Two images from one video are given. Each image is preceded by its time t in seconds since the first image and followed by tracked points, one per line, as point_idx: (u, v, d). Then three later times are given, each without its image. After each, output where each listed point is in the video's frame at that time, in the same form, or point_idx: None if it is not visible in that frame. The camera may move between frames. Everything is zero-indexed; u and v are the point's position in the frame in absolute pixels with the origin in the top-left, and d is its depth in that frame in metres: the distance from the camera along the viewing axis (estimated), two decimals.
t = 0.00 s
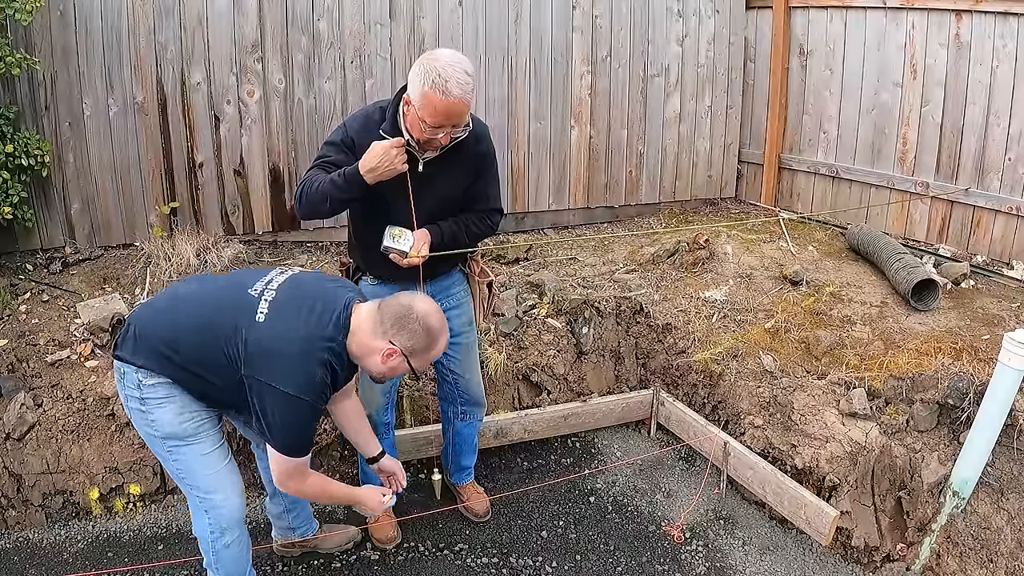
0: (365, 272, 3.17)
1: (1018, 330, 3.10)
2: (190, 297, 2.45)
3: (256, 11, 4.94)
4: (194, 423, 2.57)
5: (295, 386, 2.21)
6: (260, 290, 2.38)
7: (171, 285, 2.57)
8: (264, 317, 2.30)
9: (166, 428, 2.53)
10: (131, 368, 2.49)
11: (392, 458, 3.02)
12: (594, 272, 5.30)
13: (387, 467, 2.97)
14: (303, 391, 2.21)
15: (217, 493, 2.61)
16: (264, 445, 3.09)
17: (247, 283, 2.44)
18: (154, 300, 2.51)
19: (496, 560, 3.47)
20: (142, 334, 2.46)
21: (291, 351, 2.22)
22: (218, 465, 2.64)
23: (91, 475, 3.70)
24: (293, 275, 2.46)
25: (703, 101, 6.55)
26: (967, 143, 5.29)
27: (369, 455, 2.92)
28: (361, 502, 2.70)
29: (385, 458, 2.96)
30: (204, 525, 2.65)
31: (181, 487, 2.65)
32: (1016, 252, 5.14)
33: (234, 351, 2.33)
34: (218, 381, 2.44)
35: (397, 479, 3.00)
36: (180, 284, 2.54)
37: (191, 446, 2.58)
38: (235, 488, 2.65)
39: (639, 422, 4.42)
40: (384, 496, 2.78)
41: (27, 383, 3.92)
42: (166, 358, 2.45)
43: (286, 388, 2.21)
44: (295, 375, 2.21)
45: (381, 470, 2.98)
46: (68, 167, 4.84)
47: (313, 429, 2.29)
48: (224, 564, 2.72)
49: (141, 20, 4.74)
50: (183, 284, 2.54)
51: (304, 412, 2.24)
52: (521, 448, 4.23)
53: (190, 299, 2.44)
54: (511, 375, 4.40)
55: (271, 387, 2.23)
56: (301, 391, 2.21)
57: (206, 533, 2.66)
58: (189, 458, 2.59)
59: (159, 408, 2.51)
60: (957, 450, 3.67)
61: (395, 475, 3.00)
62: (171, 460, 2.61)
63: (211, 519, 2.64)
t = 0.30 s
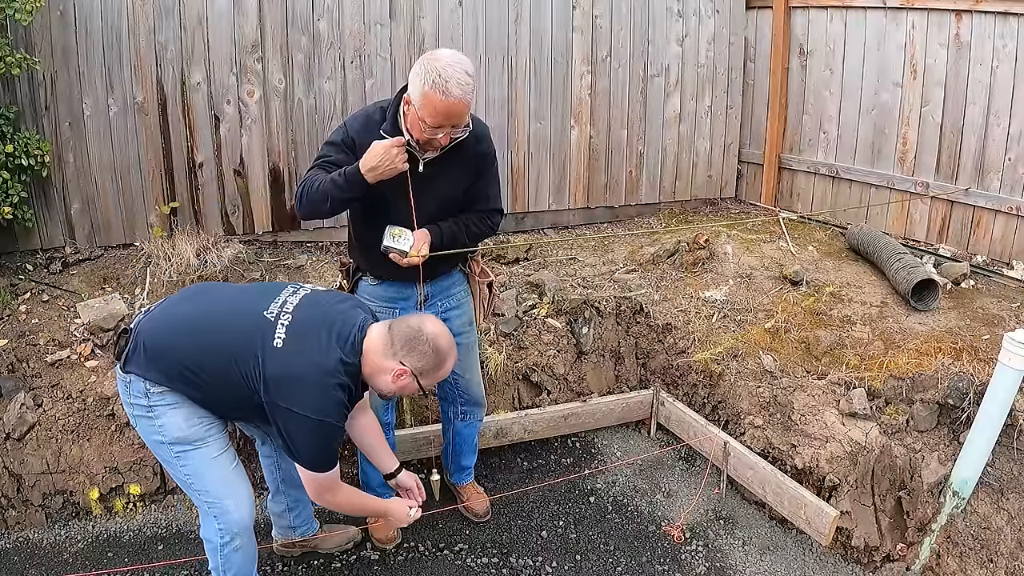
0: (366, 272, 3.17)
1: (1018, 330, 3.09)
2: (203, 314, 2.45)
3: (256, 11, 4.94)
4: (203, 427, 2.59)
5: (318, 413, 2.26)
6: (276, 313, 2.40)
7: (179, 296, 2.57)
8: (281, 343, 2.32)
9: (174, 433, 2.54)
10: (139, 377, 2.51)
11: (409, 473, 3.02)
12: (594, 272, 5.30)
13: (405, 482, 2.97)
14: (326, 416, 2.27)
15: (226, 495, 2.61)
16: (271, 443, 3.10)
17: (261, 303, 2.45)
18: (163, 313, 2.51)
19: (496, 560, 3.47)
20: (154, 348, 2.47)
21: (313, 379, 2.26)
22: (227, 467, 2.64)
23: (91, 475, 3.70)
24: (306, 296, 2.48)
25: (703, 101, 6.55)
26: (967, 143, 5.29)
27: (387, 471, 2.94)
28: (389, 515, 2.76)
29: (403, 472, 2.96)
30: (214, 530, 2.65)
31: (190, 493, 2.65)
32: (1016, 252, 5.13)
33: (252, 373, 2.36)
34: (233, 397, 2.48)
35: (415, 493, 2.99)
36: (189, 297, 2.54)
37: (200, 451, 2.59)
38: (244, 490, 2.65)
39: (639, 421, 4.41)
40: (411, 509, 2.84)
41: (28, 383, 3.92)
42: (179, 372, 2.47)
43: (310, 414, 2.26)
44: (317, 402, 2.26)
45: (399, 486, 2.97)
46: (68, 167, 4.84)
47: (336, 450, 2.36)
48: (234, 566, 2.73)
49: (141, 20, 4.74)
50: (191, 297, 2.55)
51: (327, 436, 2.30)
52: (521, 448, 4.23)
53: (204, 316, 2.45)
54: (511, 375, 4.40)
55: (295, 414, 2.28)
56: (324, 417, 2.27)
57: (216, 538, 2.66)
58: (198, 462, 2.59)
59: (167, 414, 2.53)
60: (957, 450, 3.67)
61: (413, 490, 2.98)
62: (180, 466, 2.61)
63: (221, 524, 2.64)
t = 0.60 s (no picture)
0: (366, 273, 3.17)
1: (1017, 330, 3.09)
2: (210, 324, 2.45)
3: (256, 11, 4.94)
4: (208, 428, 2.60)
5: (331, 428, 2.29)
6: (284, 326, 2.39)
7: (184, 302, 2.56)
8: (291, 359, 2.33)
9: (178, 435, 2.54)
10: (143, 382, 2.52)
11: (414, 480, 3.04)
12: (594, 272, 5.30)
13: (411, 489, 2.99)
14: (339, 431, 2.30)
15: (231, 496, 2.61)
16: (275, 441, 3.11)
17: (269, 314, 2.45)
18: (168, 321, 2.50)
19: (496, 560, 3.47)
20: (160, 356, 2.47)
21: (324, 396, 2.28)
22: (232, 468, 2.65)
23: (91, 475, 3.70)
24: (314, 307, 2.48)
25: (703, 101, 6.55)
26: (966, 143, 5.29)
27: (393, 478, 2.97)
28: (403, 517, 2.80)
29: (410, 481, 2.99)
30: (219, 531, 2.65)
31: (194, 495, 2.66)
32: (1016, 252, 5.14)
33: (262, 386, 2.37)
34: (241, 406, 2.49)
35: (423, 499, 3.00)
36: (194, 303, 2.53)
37: (204, 453, 2.59)
38: (249, 490, 2.65)
39: (639, 422, 4.41)
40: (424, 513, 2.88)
41: (27, 383, 3.92)
42: (186, 380, 2.48)
43: (322, 429, 2.29)
44: (329, 418, 2.29)
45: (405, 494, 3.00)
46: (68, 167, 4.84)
47: (349, 462, 2.40)
48: (239, 567, 2.72)
49: (141, 20, 4.74)
50: (195, 302, 2.55)
51: (340, 450, 2.34)
52: (520, 448, 4.23)
53: (211, 326, 2.45)
54: (511, 375, 4.40)
55: (307, 429, 2.31)
56: (337, 431, 2.30)
57: (220, 539, 2.65)
58: (203, 462, 2.60)
59: (171, 416, 2.54)
60: (957, 450, 3.66)
61: (420, 497, 2.99)
62: (184, 468, 2.62)
63: (225, 525, 2.63)
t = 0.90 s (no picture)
0: (366, 273, 3.17)
1: (1018, 330, 3.09)
2: (215, 331, 2.45)
3: (256, 11, 4.94)
4: (212, 428, 2.60)
5: (337, 437, 2.31)
6: (289, 335, 2.39)
7: (187, 306, 2.55)
8: (297, 368, 2.33)
9: (181, 436, 2.54)
10: (146, 386, 2.52)
11: (417, 482, 3.06)
12: (594, 272, 5.30)
13: (415, 490, 3.01)
14: (345, 440, 2.32)
15: (235, 496, 2.60)
16: (278, 440, 3.11)
17: (273, 321, 2.45)
18: (172, 326, 2.50)
19: (496, 560, 3.47)
20: (164, 361, 2.47)
21: (329, 404, 2.29)
22: (235, 468, 2.65)
23: (91, 475, 3.70)
24: (318, 314, 2.47)
25: (703, 101, 6.55)
26: (966, 143, 5.29)
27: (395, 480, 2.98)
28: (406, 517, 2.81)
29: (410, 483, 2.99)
30: (222, 532, 2.64)
31: (198, 496, 2.65)
32: (1016, 252, 5.14)
33: (267, 395, 2.38)
34: (246, 412, 2.50)
35: (425, 500, 3.03)
36: (198, 307, 2.53)
37: (207, 454, 2.59)
38: (253, 491, 2.64)
39: (639, 422, 4.41)
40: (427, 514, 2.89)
41: (28, 383, 3.92)
42: (190, 386, 2.48)
43: (329, 437, 2.31)
44: (335, 427, 2.30)
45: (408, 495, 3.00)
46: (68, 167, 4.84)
47: (355, 469, 2.42)
48: (242, 568, 2.71)
49: (141, 20, 4.74)
50: (198, 306, 2.55)
51: (346, 457, 2.36)
52: (520, 448, 4.23)
53: (215, 333, 2.44)
54: (511, 375, 4.40)
55: (313, 438, 2.32)
56: (343, 440, 2.32)
57: (224, 540, 2.65)
58: (206, 462, 2.60)
59: (175, 417, 2.54)
60: (957, 450, 3.66)
61: (424, 496, 3.02)
62: (187, 470, 2.62)
63: (228, 526, 2.63)
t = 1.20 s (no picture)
0: (365, 272, 3.17)
1: (1017, 330, 3.09)
2: (220, 332, 2.45)
3: (256, 11, 4.94)
4: (216, 428, 2.60)
5: (344, 438, 2.32)
6: (295, 337, 2.39)
7: (191, 307, 2.55)
8: (303, 370, 2.33)
9: (185, 436, 2.54)
10: (150, 386, 2.52)
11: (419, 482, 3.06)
12: (594, 272, 5.30)
13: (416, 490, 3.01)
14: (352, 441, 2.33)
15: (238, 495, 2.60)
16: (281, 440, 3.11)
17: (278, 323, 2.44)
18: (176, 326, 2.50)
19: (496, 560, 3.47)
20: (169, 362, 2.47)
21: (335, 407, 2.29)
22: (239, 468, 2.64)
23: (91, 475, 3.70)
24: (324, 316, 2.47)
25: (703, 101, 6.55)
26: (966, 143, 5.29)
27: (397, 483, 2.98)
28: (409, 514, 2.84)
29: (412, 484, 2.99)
30: (226, 531, 2.64)
31: (202, 496, 2.65)
32: (1016, 252, 5.14)
33: (273, 397, 2.38)
34: (251, 413, 2.50)
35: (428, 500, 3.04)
36: (202, 308, 2.53)
37: (211, 453, 2.59)
38: (257, 490, 2.64)
39: (639, 422, 4.41)
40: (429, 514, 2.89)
41: (27, 383, 3.93)
42: (195, 386, 2.48)
43: (335, 439, 2.32)
44: (342, 429, 2.31)
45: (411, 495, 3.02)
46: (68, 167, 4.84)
47: (361, 469, 2.43)
48: (244, 567, 2.71)
49: (141, 20, 4.74)
50: (203, 308, 2.55)
51: (353, 458, 2.37)
52: (520, 448, 4.23)
53: (220, 334, 2.44)
54: (511, 375, 4.41)
55: (320, 439, 2.33)
56: (350, 442, 2.33)
57: (228, 539, 2.65)
58: (210, 462, 2.59)
59: (179, 417, 2.54)
60: (957, 450, 3.66)
61: (427, 495, 3.03)
62: (191, 469, 2.61)
63: (232, 525, 2.62)
